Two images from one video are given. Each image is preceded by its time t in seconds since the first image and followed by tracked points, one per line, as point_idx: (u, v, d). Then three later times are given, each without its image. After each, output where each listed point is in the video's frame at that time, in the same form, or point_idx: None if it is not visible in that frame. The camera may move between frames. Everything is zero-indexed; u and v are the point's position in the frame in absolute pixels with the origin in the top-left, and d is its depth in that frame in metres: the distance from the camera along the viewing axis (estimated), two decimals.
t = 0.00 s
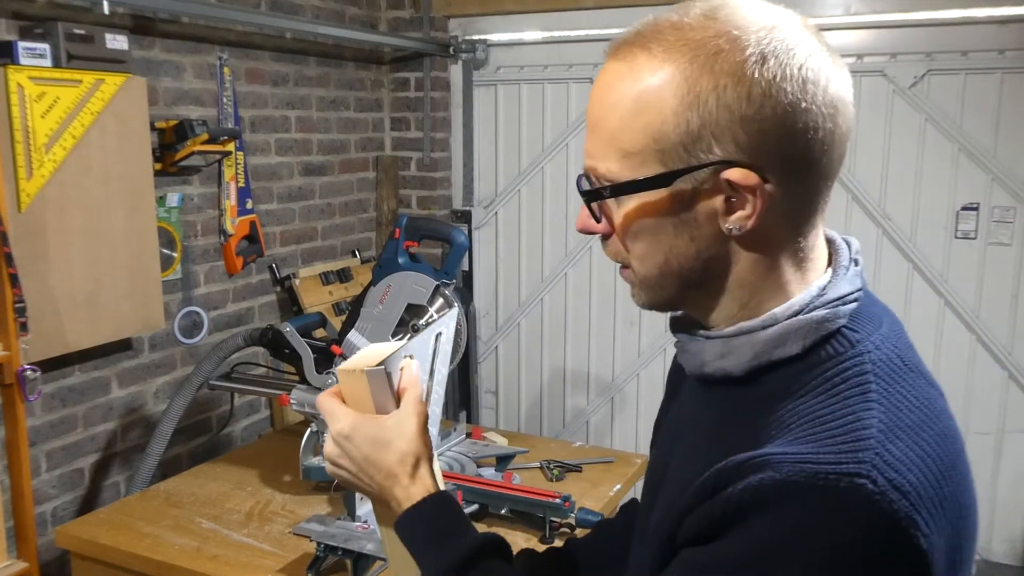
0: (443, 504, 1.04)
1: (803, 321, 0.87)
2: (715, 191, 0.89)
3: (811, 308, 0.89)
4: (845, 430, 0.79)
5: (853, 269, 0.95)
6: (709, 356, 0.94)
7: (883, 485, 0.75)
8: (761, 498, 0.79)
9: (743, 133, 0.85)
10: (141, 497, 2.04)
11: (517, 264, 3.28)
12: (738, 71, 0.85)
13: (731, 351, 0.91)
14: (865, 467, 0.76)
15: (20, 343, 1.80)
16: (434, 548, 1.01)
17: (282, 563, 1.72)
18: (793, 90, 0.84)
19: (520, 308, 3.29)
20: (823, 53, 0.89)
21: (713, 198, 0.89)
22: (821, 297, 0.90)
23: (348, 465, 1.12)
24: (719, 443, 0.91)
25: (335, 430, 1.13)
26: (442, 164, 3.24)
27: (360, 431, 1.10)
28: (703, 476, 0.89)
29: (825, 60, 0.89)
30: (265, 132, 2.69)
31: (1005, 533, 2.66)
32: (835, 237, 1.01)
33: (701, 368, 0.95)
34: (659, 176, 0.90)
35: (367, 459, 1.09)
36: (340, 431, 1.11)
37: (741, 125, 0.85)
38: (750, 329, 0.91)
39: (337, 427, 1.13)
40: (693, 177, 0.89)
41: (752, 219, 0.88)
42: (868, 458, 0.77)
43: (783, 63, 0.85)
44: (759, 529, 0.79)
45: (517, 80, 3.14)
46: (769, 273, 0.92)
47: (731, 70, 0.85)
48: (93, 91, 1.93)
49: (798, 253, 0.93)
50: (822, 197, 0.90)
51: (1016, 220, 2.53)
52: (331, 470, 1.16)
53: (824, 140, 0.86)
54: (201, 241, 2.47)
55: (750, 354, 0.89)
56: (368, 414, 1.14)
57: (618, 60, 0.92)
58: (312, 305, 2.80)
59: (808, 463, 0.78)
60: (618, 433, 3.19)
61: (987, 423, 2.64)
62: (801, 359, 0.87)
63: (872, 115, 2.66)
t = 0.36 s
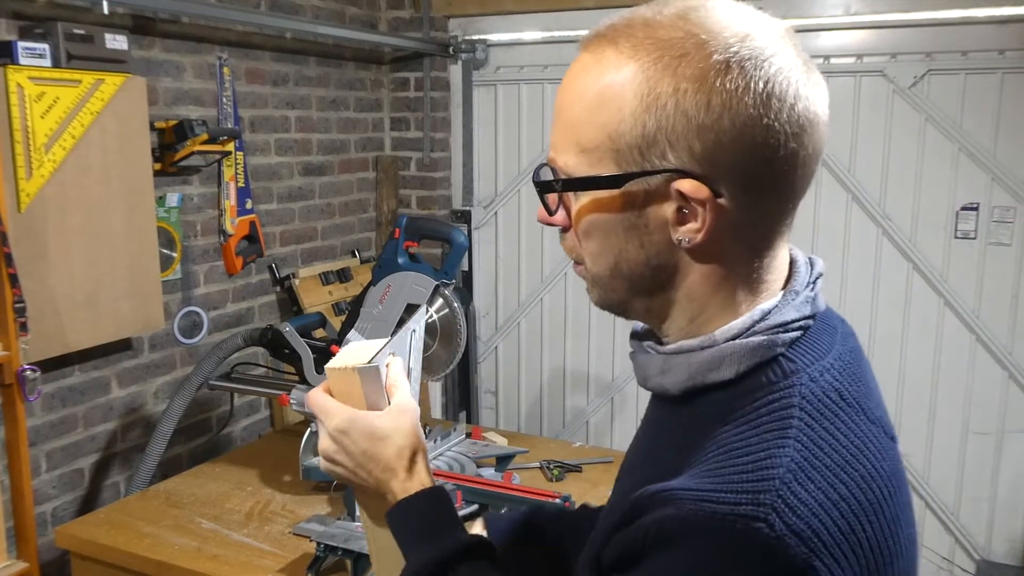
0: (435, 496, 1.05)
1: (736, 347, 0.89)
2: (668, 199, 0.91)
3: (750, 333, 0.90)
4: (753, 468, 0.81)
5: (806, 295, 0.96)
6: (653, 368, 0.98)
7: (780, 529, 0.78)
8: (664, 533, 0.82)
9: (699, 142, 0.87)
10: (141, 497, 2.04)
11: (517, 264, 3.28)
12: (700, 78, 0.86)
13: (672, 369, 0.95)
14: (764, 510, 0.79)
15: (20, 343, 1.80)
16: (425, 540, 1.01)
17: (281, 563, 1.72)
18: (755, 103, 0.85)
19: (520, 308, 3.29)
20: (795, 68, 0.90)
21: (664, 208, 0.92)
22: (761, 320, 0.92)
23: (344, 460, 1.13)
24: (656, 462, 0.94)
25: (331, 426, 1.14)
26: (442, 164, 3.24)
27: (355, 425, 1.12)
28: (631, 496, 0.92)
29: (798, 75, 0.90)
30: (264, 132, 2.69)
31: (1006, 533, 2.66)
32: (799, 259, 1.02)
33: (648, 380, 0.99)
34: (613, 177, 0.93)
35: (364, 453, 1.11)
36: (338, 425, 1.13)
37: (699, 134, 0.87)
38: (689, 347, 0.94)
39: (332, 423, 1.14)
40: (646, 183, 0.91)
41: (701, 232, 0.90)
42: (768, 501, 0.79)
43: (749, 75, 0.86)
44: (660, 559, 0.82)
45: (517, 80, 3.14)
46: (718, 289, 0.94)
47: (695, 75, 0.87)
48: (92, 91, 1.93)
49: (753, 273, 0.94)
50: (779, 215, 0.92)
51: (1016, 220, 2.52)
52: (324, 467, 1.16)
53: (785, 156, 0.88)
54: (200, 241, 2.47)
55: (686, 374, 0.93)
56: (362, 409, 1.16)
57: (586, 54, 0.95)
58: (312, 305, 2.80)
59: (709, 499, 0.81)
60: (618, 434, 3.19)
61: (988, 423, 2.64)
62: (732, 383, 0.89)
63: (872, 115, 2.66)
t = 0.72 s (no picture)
0: (480, 472, 1.08)
1: (724, 327, 0.94)
2: (655, 196, 0.95)
3: (736, 316, 0.95)
4: (741, 437, 0.86)
5: (788, 285, 1.01)
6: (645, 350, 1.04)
7: (768, 492, 0.82)
8: (659, 500, 0.85)
9: (681, 141, 0.91)
10: (141, 497, 2.04)
11: (517, 264, 3.28)
12: (677, 83, 0.90)
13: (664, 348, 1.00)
14: (752, 474, 0.83)
15: (20, 343, 1.80)
16: (478, 509, 1.04)
17: (282, 563, 1.72)
18: (729, 103, 0.89)
19: (520, 308, 3.29)
20: (761, 69, 0.94)
21: (652, 204, 0.95)
22: (747, 306, 0.96)
23: (400, 441, 1.08)
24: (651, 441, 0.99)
25: (386, 405, 1.10)
26: (442, 164, 3.24)
27: (413, 405, 1.09)
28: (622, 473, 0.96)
29: (766, 77, 0.94)
30: (264, 132, 2.69)
31: (1006, 533, 2.66)
32: (781, 251, 1.07)
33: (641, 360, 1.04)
34: (603, 180, 0.96)
35: (421, 433, 1.08)
36: (395, 408, 1.09)
37: (680, 134, 0.91)
38: (679, 328, 0.99)
39: (384, 404, 1.10)
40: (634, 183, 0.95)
41: (689, 224, 0.94)
42: (756, 465, 0.83)
43: (720, 77, 0.90)
44: (656, 524, 0.85)
45: (517, 80, 3.14)
46: (704, 277, 0.98)
47: (672, 81, 0.91)
48: (92, 91, 1.93)
49: (736, 258, 0.98)
50: (757, 204, 0.96)
51: (1016, 220, 2.52)
52: (370, 448, 1.10)
53: (760, 148, 0.92)
54: (200, 241, 2.47)
55: (676, 353, 0.98)
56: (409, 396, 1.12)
57: (569, 67, 0.99)
58: (312, 305, 2.80)
59: (701, 465, 0.85)
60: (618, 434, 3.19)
61: (988, 423, 2.64)
62: (720, 361, 0.95)
63: (872, 115, 2.66)
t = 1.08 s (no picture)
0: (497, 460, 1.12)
1: (727, 311, 0.96)
2: (664, 196, 0.96)
3: (739, 300, 0.97)
4: (756, 411, 0.88)
5: (782, 270, 1.03)
6: (648, 335, 1.04)
7: (787, 459, 0.84)
8: (682, 475, 0.87)
9: (691, 144, 0.92)
10: (141, 497, 2.04)
11: (517, 264, 3.28)
12: (689, 89, 0.91)
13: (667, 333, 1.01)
14: (772, 443, 0.84)
15: (20, 343, 1.80)
16: (497, 493, 1.06)
17: (282, 564, 1.72)
18: (736, 108, 0.91)
19: (521, 308, 3.29)
20: (759, 77, 0.96)
21: (660, 202, 0.96)
22: (748, 291, 0.98)
23: (430, 431, 1.08)
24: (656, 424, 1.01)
25: (415, 396, 1.08)
26: (443, 164, 3.24)
27: (440, 397, 1.10)
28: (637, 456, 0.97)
29: (764, 86, 0.96)
30: (264, 132, 2.69)
31: (1006, 533, 2.66)
32: (769, 239, 1.09)
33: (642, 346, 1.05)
34: (615, 182, 0.96)
35: (449, 424, 1.09)
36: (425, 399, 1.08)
37: (690, 137, 0.92)
38: (684, 314, 1.00)
39: (413, 396, 1.08)
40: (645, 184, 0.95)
41: (697, 219, 0.95)
42: (775, 435, 0.85)
43: (727, 84, 0.92)
44: (679, 499, 0.86)
45: (517, 80, 3.14)
46: (707, 269, 1.00)
47: (682, 87, 0.91)
48: (92, 91, 1.93)
49: (733, 248, 1.01)
50: (754, 199, 0.98)
51: (1016, 220, 2.52)
52: (399, 438, 1.07)
53: (760, 149, 0.94)
54: (200, 241, 2.47)
55: (683, 337, 0.99)
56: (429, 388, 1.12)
57: (577, 72, 0.98)
58: (312, 305, 2.80)
59: (722, 439, 0.86)
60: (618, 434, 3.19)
61: (988, 423, 2.64)
62: (725, 343, 0.97)
63: (872, 115, 2.66)
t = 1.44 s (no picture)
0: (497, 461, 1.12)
1: (729, 311, 0.96)
2: (666, 200, 0.96)
3: (742, 300, 0.97)
4: (759, 411, 0.88)
5: (783, 271, 1.03)
6: (649, 336, 1.05)
7: (790, 459, 0.84)
8: (685, 474, 0.87)
9: (695, 149, 0.92)
10: (141, 497, 2.04)
11: (517, 264, 3.28)
12: (692, 94, 0.91)
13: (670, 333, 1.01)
14: (775, 443, 0.84)
15: (21, 343, 1.80)
16: (498, 493, 1.07)
17: (282, 563, 1.72)
18: (738, 112, 0.91)
19: (520, 308, 3.29)
20: (761, 79, 0.96)
21: (662, 205, 0.96)
22: (750, 291, 0.98)
23: (432, 431, 1.08)
24: (660, 422, 1.01)
25: (418, 397, 1.08)
26: (442, 164, 3.24)
27: (441, 398, 1.11)
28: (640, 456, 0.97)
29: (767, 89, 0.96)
30: (265, 132, 2.69)
31: (1006, 533, 2.66)
32: (770, 239, 1.09)
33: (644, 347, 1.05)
34: (618, 187, 0.96)
35: (449, 424, 1.10)
36: (426, 399, 1.09)
37: (693, 142, 0.92)
38: (687, 314, 1.00)
39: (414, 397, 1.08)
40: (647, 188, 0.96)
41: (699, 222, 0.96)
42: (778, 435, 0.85)
43: (731, 88, 0.92)
44: (682, 499, 0.87)
45: (516, 80, 3.14)
46: (708, 271, 1.00)
47: (684, 92, 0.91)
48: (92, 91, 1.93)
49: (736, 251, 1.01)
50: (756, 201, 0.98)
51: (1016, 220, 2.52)
52: (403, 438, 1.07)
53: (762, 153, 0.94)
54: (200, 241, 2.47)
55: (685, 338, 0.99)
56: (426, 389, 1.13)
57: (579, 76, 0.97)
58: (312, 305, 2.80)
59: (725, 440, 0.86)
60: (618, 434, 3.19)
61: (987, 423, 2.64)
62: (727, 343, 0.97)
63: (872, 115, 2.66)
